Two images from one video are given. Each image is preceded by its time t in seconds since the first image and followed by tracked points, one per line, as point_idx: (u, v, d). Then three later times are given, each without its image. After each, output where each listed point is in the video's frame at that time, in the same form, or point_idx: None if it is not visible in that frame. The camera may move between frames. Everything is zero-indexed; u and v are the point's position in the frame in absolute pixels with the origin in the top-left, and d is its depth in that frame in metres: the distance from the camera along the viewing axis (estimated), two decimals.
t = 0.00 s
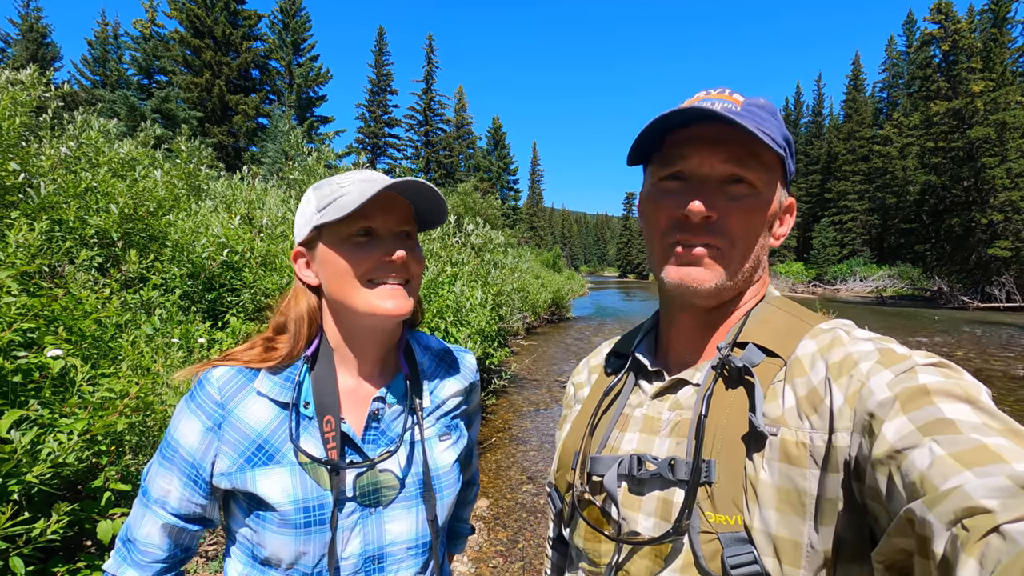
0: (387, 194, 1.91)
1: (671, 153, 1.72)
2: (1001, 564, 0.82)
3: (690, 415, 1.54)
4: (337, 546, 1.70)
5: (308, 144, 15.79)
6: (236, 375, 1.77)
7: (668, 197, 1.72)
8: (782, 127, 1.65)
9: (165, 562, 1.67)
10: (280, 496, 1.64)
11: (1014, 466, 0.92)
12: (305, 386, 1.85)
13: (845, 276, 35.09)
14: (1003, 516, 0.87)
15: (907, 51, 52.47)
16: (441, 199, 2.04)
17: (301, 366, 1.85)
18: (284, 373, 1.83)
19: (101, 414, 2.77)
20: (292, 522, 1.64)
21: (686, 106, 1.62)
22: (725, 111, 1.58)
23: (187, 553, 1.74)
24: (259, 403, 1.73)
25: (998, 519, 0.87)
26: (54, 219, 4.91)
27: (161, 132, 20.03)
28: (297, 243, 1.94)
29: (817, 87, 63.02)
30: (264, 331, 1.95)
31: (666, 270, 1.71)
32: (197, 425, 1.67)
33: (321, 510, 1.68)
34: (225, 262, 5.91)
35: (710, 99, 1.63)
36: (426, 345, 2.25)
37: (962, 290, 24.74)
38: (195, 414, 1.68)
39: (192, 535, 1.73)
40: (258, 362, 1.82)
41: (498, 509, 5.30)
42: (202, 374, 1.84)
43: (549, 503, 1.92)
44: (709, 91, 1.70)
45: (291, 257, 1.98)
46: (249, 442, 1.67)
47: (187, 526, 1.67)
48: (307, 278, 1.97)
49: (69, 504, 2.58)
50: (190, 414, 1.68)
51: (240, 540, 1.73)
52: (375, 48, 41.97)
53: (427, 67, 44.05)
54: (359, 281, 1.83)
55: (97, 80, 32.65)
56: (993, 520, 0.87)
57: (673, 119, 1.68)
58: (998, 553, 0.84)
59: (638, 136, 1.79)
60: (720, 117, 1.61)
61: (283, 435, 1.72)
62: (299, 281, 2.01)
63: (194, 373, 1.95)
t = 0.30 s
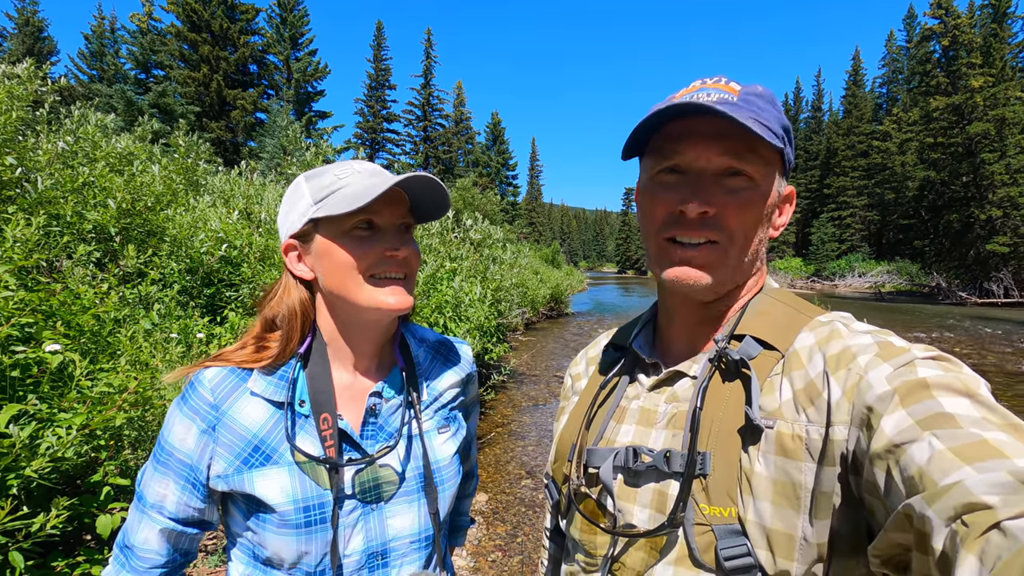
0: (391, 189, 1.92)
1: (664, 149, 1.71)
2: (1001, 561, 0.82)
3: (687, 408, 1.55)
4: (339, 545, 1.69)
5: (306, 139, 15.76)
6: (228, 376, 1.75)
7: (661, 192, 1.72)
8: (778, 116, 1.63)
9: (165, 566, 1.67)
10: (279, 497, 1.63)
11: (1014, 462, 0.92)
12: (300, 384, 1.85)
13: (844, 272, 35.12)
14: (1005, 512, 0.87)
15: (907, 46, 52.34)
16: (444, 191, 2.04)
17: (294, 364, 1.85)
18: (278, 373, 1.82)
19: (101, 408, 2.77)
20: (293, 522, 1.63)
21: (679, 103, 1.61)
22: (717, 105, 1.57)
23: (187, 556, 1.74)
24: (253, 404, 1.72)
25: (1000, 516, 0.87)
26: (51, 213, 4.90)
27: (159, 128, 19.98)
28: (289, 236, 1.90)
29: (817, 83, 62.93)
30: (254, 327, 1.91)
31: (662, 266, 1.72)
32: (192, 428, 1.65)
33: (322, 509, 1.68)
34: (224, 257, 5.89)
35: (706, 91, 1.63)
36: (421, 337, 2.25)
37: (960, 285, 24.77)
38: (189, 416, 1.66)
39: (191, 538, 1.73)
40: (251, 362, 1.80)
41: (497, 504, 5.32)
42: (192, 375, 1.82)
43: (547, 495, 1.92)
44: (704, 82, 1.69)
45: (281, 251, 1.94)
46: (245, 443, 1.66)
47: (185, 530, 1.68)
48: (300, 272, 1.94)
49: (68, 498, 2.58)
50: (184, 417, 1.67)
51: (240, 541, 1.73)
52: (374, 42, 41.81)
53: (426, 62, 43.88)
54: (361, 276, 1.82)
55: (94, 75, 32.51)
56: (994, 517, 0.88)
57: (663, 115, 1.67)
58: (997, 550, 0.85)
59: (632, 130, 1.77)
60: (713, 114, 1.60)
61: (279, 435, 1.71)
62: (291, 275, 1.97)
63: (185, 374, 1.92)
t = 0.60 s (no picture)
0: (386, 182, 1.92)
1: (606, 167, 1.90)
2: None
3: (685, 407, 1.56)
4: (340, 542, 1.71)
5: (305, 135, 15.72)
6: (226, 377, 1.75)
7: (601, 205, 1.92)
8: (691, 112, 1.64)
9: (167, 567, 1.68)
10: (281, 497, 1.64)
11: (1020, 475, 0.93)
12: (298, 384, 1.86)
13: (842, 269, 35.16)
14: (1009, 526, 0.90)
15: (906, 43, 52.32)
16: (440, 181, 2.05)
17: (292, 365, 1.86)
18: (277, 374, 1.84)
19: (100, 404, 2.78)
20: (295, 521, 1.65)
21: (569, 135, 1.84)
22: (606, 130, 1.77)
23: (188, 556, 1.75)
24: (253, 405, 1.73)
25: (1007, 530, 0.89)
26: (49, 210, 4.90)
27: (156, 123, 19.94)
28: (286, 233, 1.90)
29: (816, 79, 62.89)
30: (249, 327, 1.92)
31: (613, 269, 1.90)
32: (192, 430, 1.66)
33: (323, 507, 1.69)
34: (222, 253, 5.88)
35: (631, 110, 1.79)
36: (417, 335, 2.27)
37: (958, 282, 24.83)
38: (189, 418, 1.66)
39: (193, 538, 1.74)
40: (248, 364, 1.80)
41: (495, 499, 5.35)
42: (190, 376, 1.83)
43: (545, 489, 1.94)
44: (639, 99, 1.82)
45: (279, 248, 1.94)
46: (245, 444, 1.67)
47: (187, 530, 1.69)
48: (297, 267, 1.93)
49: (68, 494, 2.59)
50: (183, 418, 1.67)
51: (242, 540, 1.74)
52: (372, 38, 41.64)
53: (425, 57, 43.73)
54: (363, 267, 1.83)
55: (91, 70, 32.32)
56: (999, 531, 0.90)
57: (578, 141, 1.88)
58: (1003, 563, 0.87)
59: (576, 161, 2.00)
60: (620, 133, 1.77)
61: (279, 435, 1.73)
62: (287, 270, 1.97)
63: (183, 375, 1.92)
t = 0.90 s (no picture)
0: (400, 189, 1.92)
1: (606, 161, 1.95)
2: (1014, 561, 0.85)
3: (690, 396, 1.58)
4: (347, 532, 1.72)
5: (303, 132, 15.66)
6: (228, 372, 1.76)
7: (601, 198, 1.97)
8: (682, 101, 1.66)
9: (173, 564, 1.68)
10: (287, 489, 1.65)
11: None
12: (300, 376, 1.86)
13: (840, 266, 35.21)
14: (1018, 515, 0.89)
15: (905, 40, 52.31)
16: (455, 198, 2.05)
17: (294, 357, 1.86)
18: (277, 365, 1.83)
19: (101, 400, 2.78)
20: (302, 513, 1.66)
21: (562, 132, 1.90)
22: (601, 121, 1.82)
23: (195, 553, 1.75)
24: (255, 399, 1.73)
25: (1015, 517, 0.89)
26: (48, 205, 4.89)
27: (154, 120, 19.87)
28: (295, 215, 1.88)
29: (815, 76, 62.86)
30: (250, 314, 1.90)
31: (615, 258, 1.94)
32: (195, 426, 1.66)
33: (329, 498, 1.70)
34: (221, 249, 5.87)
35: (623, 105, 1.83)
36: (417, 327, 2.28)
37: (956, 279, 24.85)
38: (191, 414, 1.66)
39: (199, 535, 1.74)
40: (251, 353, 1.81)
41: (495, 494, 5.37)
42: (191, 373, 1.82)
43: (551, 475, 1.95)
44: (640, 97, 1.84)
45: (284, 230, 1.92)
46: (249, 438, 1.68)
47: (193, 526, 1.69)
48: (302, 253, 1.92)
49: (70, 489, 2.59)
50: (186, 415, 1.67)
51: (250, 534, 1.75)
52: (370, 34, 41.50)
53: (423, 54, 43.59)
54: (365, 270, 1.83)
55: (87, 66, 32.13)
56: (1007, 518, 0.90)
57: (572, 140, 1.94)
58: (1011, 551, 0.87)
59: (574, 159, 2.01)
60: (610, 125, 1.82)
61: (283, 428, 1.74)
62: (291, 255, 1.95)
63: (183, 373, 1.92)
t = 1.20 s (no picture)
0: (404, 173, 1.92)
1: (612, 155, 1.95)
2: None
3: (702, 386, 1.58)
4: (357, 525, 1.72)
5: (302, 130, 15.64)
6: (236, 365, 1.76)
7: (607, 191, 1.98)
8: (686, 92, 1.67)
9: (181, 560, 1.67)
10: (296, 482, 1.65)
11: None
12: (307, 368, 1.86)
13: (838, 265, 35.26)
14: None
15: (903, 39, 52.43)
16: (461, 175, 2.06)
17: (300, 350, 1.85)
18: (285, 358, 1.83)
19: (102, 397, 2.77)
20: (310, 506, 1.65)
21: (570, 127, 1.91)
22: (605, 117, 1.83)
23: (203, 549, 1.75)
24: (262, 392, 1.73)
25: None
26: (47, 203, 4.87)
27: (152, 118, 19.81)
28: (298, 209, 1.87)
29: (814, 76, 62.94)
30: (259, 309, 1.91)
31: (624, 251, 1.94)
32: (203, 420, 1.66)
33: (338, 491, 1.70)
34: (221, 248, 5.87)
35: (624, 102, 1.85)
36: (423, 319, 2.27)
37: (953, 278, 24.82)
38: (199, 408, 1.66)
39: (207, 530, 1.73)
40: (259, 348, 1.81)
41: (495, 492, 5.37)
42: (198, 367, 1.82)
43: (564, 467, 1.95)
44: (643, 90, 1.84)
45: (289, 225, 1.91)
46: (258, 431, 1.68)
47: (201, 521, 1.69)
48: (309, 246, 1.91)
49: (72, 486, 2.59)
50: (193, 408, 1.67)
51: (258, 528, 1.74)
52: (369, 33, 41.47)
53: (422, 53, 43.55)
54: (377, 254, 1.82)
55: (85, 65, 32.05)
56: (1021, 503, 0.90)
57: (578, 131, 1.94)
58: None
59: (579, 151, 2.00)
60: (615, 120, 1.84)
61: (291, 421, 1.73)
62: (296, 249, 1.95)
63: (187, 367, 1.91)
